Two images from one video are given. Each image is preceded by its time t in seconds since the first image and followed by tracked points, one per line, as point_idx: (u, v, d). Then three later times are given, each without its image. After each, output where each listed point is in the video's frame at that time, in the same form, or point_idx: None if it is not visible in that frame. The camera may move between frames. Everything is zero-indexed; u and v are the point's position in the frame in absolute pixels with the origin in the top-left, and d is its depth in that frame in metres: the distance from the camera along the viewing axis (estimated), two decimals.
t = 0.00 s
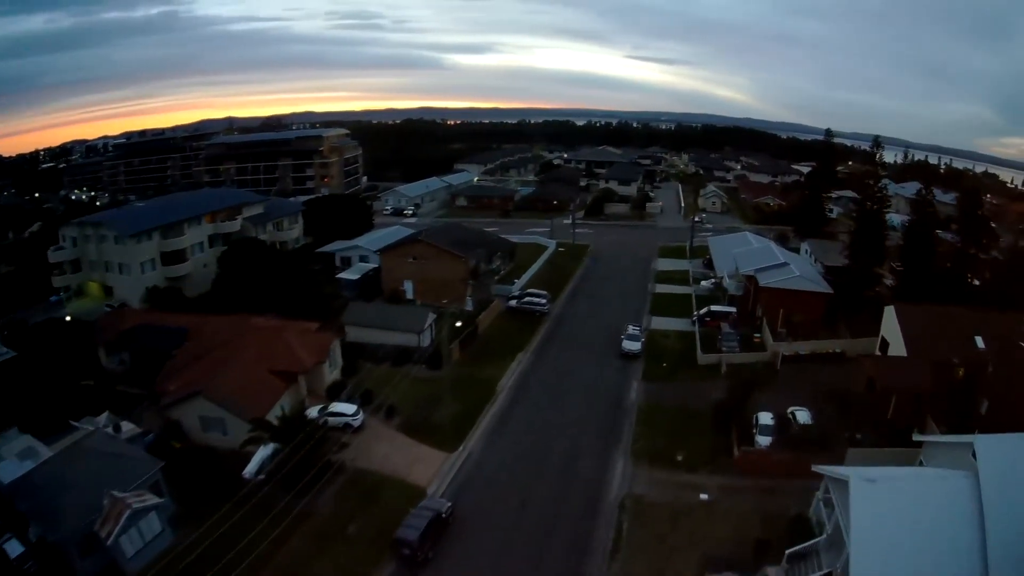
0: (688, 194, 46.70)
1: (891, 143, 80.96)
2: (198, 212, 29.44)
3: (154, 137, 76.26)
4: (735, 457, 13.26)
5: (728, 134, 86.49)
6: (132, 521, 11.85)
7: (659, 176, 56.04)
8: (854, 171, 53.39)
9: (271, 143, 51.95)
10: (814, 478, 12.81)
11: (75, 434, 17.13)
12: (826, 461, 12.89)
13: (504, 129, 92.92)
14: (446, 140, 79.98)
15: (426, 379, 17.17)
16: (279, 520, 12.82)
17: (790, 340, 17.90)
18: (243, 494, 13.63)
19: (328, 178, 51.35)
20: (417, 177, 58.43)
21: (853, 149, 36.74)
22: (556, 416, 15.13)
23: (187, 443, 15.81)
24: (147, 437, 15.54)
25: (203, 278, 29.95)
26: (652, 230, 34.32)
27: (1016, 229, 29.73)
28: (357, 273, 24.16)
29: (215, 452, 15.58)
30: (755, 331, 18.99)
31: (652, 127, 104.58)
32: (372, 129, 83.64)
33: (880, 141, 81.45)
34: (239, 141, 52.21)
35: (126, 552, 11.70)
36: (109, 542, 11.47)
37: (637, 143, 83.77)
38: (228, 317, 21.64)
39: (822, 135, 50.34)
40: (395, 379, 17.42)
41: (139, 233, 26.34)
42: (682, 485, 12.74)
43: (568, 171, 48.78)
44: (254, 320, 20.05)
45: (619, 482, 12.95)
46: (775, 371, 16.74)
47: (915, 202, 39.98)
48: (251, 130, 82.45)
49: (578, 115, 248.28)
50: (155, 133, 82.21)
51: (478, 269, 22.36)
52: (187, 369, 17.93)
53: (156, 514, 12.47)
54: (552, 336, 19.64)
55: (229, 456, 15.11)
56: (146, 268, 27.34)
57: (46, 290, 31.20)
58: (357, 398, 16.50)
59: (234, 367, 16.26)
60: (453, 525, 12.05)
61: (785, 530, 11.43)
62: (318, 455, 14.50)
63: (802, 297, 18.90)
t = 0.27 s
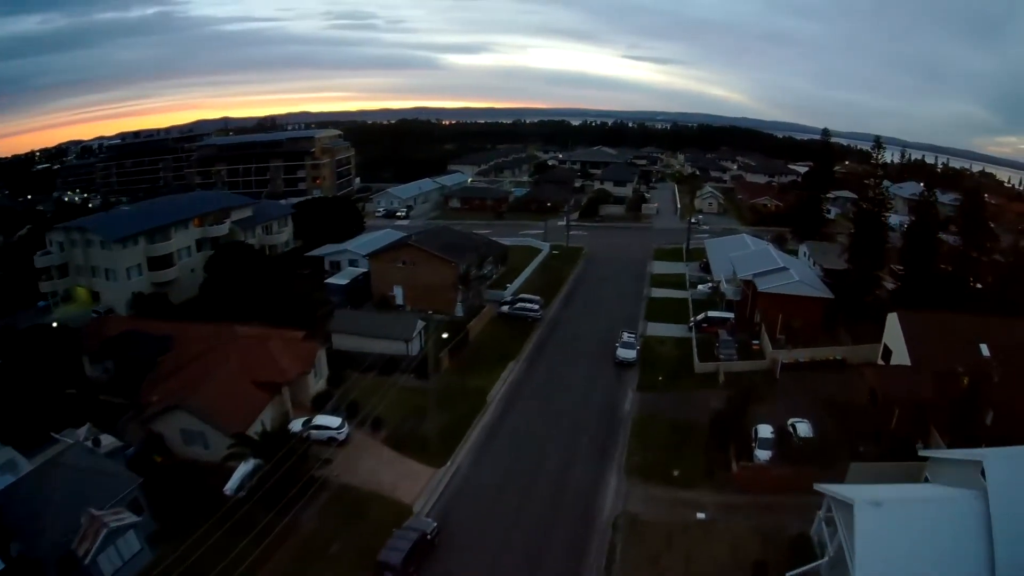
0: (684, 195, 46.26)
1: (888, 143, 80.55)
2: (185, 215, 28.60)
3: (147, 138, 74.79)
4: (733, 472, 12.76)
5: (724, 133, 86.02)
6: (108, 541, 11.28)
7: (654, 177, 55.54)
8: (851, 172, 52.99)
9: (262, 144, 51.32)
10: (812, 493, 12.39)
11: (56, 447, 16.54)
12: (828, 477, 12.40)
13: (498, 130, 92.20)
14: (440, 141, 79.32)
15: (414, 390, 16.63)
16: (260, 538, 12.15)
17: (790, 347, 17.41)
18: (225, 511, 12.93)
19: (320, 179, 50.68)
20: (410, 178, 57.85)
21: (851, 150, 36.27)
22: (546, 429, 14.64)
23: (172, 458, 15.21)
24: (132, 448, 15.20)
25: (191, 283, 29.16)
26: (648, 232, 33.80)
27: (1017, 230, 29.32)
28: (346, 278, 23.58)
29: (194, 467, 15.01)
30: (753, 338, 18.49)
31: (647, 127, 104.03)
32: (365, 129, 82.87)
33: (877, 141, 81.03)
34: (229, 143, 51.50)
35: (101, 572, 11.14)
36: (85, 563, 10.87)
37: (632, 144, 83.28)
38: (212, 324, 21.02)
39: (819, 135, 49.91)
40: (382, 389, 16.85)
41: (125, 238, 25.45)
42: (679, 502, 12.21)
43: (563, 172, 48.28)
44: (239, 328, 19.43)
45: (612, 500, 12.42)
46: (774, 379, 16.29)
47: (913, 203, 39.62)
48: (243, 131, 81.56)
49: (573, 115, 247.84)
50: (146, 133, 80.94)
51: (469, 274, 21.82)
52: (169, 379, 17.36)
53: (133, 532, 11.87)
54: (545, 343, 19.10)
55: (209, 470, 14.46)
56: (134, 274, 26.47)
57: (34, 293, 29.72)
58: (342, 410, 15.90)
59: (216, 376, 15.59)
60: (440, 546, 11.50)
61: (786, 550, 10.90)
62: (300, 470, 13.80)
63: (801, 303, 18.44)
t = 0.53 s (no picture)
0: (683, 195, 45.78)
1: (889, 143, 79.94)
2: (176, 218, 27.94)
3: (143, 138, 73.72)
4: (735, 488, 12.24)
5: (724, 134, 85.44)
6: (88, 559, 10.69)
7: (653, 178, 54.98)
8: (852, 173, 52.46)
9: (257, 146, 50.78)
10: (816, 512, 11.91)
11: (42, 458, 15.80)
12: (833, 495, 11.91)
13: (497, 130, 91.57)
14: (437, 141, 78.74)
15: (404, 401, 16.13)
16: (243, 557, 11.61)
17: (793, 355, 16.89)
18: (206, 528, 12.45)
19: (315, 180, 50.11)
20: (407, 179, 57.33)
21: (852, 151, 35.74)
22: (540, 440, 14.14)
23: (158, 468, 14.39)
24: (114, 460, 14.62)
25: (182, 289, 28.41)
26: (647, 235, 33.24)
27: (1022, 232, 28.84)
28: (338, 283, 23.05)
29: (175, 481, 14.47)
30: (755, 346, 17.97)
31: (646, 127, 103.44)
32: (362, 129, 82.21)
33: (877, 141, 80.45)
34: (224, 144, 50.93)
35: None
36: None
37: (632, 144, 82.70)
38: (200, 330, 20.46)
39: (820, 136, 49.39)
40: (372, 399, 16.34)
41: (114, 242, 24.84)
42: (678, 520, 11.69)
43: (561, 172, 47.78)
44: (226, 335, 18.87)
45: (609, 516, 11.90)
46: (776, 390, 15.81)
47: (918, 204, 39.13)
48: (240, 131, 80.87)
49: (572, 114, 246.93)
50: (142, 133, 79.91)
51: (463, 278, 21.31)
52: (153, 388, 16.77)
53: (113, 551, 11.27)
54: (540, 350, 18.58)
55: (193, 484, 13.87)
56: (122, 278, 25.78)
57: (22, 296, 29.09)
58: (330, 423, 15.38)
59: (199, 388, 15.03)
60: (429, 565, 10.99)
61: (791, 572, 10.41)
62: (285, 484, 13.25)
63: (804, 309, 17.95)
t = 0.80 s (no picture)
0: (683, 196, 45.31)
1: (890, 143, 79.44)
2: (167, 221, 27.29)
3: (139, 138, 72.75)
4: (736, 505, 11.72)
5: (723, 134, 84.97)
6: None
7: (653, 178, 54.51)
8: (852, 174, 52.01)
9: (252, 146, 50.24)
10: (820, 531, 11.39)
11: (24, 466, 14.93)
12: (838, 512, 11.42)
13: (496, 129, 91.03)
14: (435, 141, 78.21)
15: (394, 412, 15.62)
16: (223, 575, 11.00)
17: (796, 363, 16.40)
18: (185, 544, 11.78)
19: (311, 181, 49.60)
20: (404, 180, 56.82)
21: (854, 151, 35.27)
22: (532, 454, 13.58)
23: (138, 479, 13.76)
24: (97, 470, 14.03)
25: (172, 293, 27.76)
26: (646, 236, 32.73)
27: None
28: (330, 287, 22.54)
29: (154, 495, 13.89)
30: (757, 353, 17.47)
31: (646, 127, 102.93)
32: (360, 129, 81.65)
33: (878, 141, 79.97)
34: (219, 144, 50.41)
35: None
36: None
37: (631, 144, 82.19)
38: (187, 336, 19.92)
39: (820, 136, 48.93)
40: (361, 409, 15.84)
41: (102, 245, 24.18)
42: (677, 538, 11.17)
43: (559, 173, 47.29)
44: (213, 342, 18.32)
45: (605, 533, 11.35)
46: (778, 399, 15.33)
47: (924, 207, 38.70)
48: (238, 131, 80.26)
49: (571, 114, 246.47)
50: (139, 133, 78.99)
51: (457, 283, 20.83)
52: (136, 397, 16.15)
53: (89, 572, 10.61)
54: (536, 358, 18.07)
55: (173, 497, 13.31)
56: (112, 282, 25.10)
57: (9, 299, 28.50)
58: (316, 434, 14.87)
59: (182, 399, 14.49)
60: None
61: None
62: (269, 499, 12.70)
63: (807, 315, 17.47)
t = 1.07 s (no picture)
0: (683, 197, 44.88)
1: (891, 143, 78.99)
2: (157, 222, 26.64)
3: (135, 138, 71.68)
4: (738, 519, 11.27)
5: (723, 134, 84.53)
6: None
7: (652, 178, 54.00)
8: (853, 175, 51.63)
9: (247, 147, 49.70)
10: (827, 546, 10.92)
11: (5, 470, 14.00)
12: (844, 527, 11.01)
13: (495, 129, 90.50)
14: (434, 141, 77.67)
15: (386, 420, 15.19)
16: None
17: (798, 369, 15.98)
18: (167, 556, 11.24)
19: (306, 181, 49.11)
20: (401, 180, 56.35)
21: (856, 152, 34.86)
22: (526, 466, 13.10)
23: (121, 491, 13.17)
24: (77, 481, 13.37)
25: (163, 295, 27.17)
26: (645, 237, 32.28)
27: None
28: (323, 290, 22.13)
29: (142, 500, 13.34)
30: (758, 359, 17.04)
31: (645, 127, 102.48)
32: (358, 129, 81.00)
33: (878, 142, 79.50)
34: (214, 145, 49.84)
35: None
36: None
37: (630, 144, 81.71)
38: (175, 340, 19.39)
39: (822, 136, 48.46)
40: (351, 417, 15.42)
41: (92, 248, 23.51)
42: (678, 554, 10.70)
43: (557, 173, 46.86)
44: (201, 346, 17.81)
45: (602, 548, 10.87)
46: (781, 406, 14.92)
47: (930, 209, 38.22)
48: (234, 130, 79.52)
49: (570, 114, 246.04)
50: (136, 133, 78.01)
51: (452, 286, 20.42)
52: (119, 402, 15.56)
53: None
54: (531, 364, 17.64)
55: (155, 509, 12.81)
56: (102, 284, 24.46)
57: None
58: (305, 443, 14.41)
59: (165, 409, 13.98)
60: None
61: None
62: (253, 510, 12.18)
63: (809, 319, 17.11)
